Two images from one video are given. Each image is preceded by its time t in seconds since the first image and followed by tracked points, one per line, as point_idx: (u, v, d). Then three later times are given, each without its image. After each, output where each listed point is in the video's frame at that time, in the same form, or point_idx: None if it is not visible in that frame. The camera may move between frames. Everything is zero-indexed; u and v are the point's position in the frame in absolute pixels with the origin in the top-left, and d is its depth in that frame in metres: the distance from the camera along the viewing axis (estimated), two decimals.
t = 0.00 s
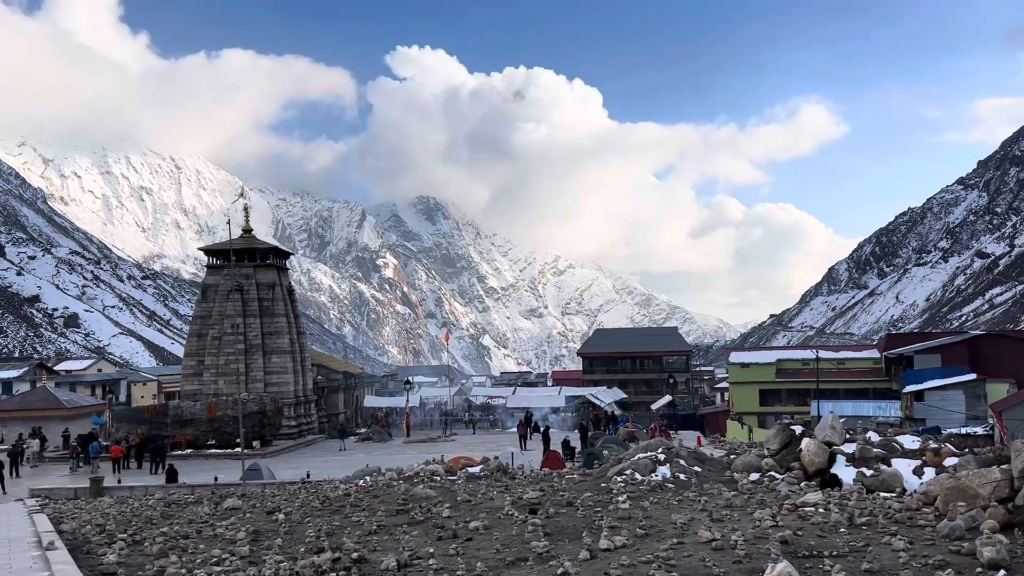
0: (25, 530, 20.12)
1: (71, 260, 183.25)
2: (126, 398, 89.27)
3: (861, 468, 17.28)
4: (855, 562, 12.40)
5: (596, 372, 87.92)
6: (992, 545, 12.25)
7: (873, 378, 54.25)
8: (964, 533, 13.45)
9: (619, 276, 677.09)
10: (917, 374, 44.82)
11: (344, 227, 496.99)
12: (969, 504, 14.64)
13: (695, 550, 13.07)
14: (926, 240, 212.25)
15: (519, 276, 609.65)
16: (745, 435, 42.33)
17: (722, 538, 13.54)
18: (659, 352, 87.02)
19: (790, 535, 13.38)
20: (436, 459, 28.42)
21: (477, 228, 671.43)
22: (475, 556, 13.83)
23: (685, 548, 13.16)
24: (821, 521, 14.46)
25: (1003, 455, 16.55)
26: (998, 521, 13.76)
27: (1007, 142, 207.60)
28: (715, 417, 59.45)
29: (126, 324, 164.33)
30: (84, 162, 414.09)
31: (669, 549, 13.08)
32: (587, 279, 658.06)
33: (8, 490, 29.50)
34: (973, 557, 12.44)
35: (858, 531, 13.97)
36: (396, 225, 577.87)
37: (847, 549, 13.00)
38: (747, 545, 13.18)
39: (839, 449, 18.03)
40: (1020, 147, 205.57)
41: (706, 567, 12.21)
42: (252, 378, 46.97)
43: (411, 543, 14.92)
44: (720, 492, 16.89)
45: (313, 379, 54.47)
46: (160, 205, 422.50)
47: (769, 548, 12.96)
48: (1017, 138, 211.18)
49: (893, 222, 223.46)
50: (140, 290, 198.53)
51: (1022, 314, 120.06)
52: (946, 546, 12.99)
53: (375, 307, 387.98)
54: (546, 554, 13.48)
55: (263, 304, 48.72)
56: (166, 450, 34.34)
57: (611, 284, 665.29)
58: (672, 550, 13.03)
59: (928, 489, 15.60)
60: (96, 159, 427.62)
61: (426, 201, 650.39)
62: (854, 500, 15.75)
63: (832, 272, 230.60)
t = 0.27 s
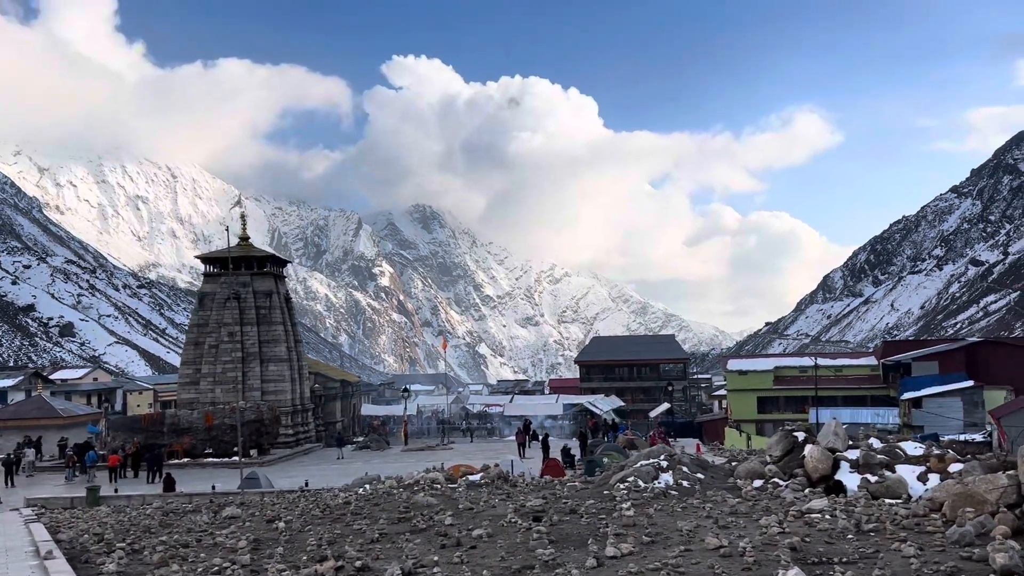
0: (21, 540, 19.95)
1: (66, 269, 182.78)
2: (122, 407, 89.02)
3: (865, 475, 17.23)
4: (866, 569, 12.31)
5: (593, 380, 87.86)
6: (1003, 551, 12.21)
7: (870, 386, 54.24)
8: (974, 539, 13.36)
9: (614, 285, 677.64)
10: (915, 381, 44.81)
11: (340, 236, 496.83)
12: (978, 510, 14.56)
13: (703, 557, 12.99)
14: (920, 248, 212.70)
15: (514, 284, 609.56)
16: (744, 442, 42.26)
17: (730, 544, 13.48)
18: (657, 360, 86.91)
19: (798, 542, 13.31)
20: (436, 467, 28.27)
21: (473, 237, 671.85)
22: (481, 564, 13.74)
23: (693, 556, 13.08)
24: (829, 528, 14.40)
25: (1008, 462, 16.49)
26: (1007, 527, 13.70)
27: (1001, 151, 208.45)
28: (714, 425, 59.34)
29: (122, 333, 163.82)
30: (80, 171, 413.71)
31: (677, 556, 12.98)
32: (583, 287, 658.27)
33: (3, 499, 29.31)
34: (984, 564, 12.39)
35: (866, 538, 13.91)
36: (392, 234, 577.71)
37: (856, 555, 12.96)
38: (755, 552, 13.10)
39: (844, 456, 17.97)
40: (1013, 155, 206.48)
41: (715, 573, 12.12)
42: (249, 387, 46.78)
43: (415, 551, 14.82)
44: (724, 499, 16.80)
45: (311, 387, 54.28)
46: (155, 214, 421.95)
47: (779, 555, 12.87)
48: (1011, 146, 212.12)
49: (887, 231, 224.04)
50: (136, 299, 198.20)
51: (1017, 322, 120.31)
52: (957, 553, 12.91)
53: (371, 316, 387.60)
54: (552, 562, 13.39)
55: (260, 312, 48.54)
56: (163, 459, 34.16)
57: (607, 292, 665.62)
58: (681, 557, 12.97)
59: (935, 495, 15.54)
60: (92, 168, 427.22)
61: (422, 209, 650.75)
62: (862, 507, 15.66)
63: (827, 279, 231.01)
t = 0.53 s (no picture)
0: (16, 554, 19.71)
1: (59, 279, 182.20)
2: (116, 418, 88.47)
3: (869, 484, 17.16)
4: None
5: (589, 390, 87.71)
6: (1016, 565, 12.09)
7: (867, 395, 54.24)
8: (984, 551, 13.27)
9: (609, 294, 678.23)
10: (912, 390, 44.81)
11: (335, 246, 496.25)
12: (987, 520, 14.47)
13: (710, 570, 12.87)
14: (914, 257, 213.34)
15: (509, 294, 609.60)
16: (742, 453, 42.23)
17: (738, 557, 13.36)
18: (653, 369, 86.83)
19: (807, 554, 13.21)
20: (434, 478, 28.08)
21: (468, 246, 672.03)
22: None
23: (702, 569, 12.94)
24: (837, 539, 14.27)
25: (1014, 472, 16.43)
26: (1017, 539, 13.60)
27: (993, 160, 209.44)
28: (711, 434, 59.22)
29: (116, 344, 163.20)
30: (74, 181, 412.63)
31: (685, 570, 12.88)
32: (578, 296, 658.53)
33: None
34: None
35: (875, 549, 13.82)
36: (386, 244, 577.49)
37: (866, 568, 12.85)
38: (764, 565, 13.00)
39: (847, 466, 17.89)
40: (1006, 164, 207.48)
41: None
42: (244, 398, 46.54)
43: (418, 565, 14.65)
44: (729, 511, 16.68)
45: (306, 398, 54.05)
46: (150, 224, 421.02)
47: (789, 568, 12.75)
48: (1003, 155, 213.20)
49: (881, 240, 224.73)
50: (130, 309, 197.49)
51: (1011, 331, 120.57)
52: (969, 565, 12.82)
53: (366, 326, 386.79)
54: None
55: (255, 322, 48.38)
56: (158, 470, 33.90)
57: (601, 301, 666.03)
58: (688, 570, 12.84)
59: (942, 506, 15.47)
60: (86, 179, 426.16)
61: (417, 219, 650.88)
62: (868, 517, 15.58)
63: (822, 288, 231.47)
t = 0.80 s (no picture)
0: (8, 567, 19.47)
1: (52, 289, 181.42)
2: (108, 429, 87.89)
3: (871, 493, 17.11)
4: None
5: (584, 399, 87.57)
6: None
7: (863, 403, 54.19)
8: (992, 561, 13.19)
9: (603, 303, 679.00)
10: (909, 398, 44.77)
11: (328, 255, 495.64)
12: (993, 529, 14.38)
13: None
14: (907, 266, 213.93)
15: (503, 303, 609.48)
16: (739, 461, 41.95)
17: (744, 567, 13.25)
18: (648, 379, 86.69)
19: (814, 565, 13.10)
20: (430, 488, 27.86)
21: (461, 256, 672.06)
22: None
23: None
24: (842, 548, 14.20)
25: (1017, 481, 16.37)
26: None
27: (985, 169, 210.56)
28: (706, 443, 59.08)
29: (108, 355, 162.36)
30: (67, 191, 411.24)
31: None
32: (571, 305, 658.97)
33: None
34: None
35: (882, 559, 13.71)
36: (380, 253, 576.88)
37: None
38: None
39: (849, 475, 17.82)
40: (997, 173, 208.59)
41: None
42: (238, 409, 46.31)
43: None
44: (731, 520, 16.57)
45: (300, 408, 53.79)
46: (143, 234, 419.81)
47: None
48: (994, 164, 214.40)
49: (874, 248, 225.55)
50: (122, 319, 196.69)
51: (1004, 339, 120.91)
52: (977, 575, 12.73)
53: (359, 335, 385.93)
54: None
55: (249, 332, 48.14)
56: (152, 481, 33.59)
57: (595, 310, 666.59)
58: None
59: (945, 515, 15.36)
60: (78, 188, 424.72)
61: (411, 228, 650.84)
62: (872, 526, 15.49)
63: (815, 297, 231.99)
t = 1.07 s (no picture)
0: None
1: (42, 298, 180.49)
2: (98, 439, 87.25)
3: (871, 500, 17.03)
4: None
5: (577, 407, 87.43)
6: None
7: (857, 410, 54.20)
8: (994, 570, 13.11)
9: (594, 311, 679.83)
10: (901, 405, 44.86)
11: (320, 264, 494.69)
12: (997, 535, 14.30)
13: None
14: (897, 273, 214.89)
15: (495, 311, 609.47)
16: (732, 468, 41.87)
17: None
18: (641, 387, 86.62)
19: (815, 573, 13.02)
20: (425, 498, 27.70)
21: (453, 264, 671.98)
22: None
23: None
24: (845, 556, 14.09)
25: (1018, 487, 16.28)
26: None
27: (974, 177, 211.88)
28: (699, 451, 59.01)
29: (98, 364, 161.47)
30: (57, 200, 409.31)
31: None
32: (563, 313, 659.45)
33: None
34: None
35: (884, 567, 13.64)
36: (372, 262, 576.24)
37: None
38: None
39: (847, 482, 17.74)
40: (986, 181, 209.94)
41: None
42: (230, 417, 46.03)
43: None
44: (730, 528, 16.46)
45: (292, 417, 53.52)
46: (133, 243, 418.41)
47: None
48: (983, 172, 215.82)
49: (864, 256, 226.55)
50: (112, 329, 195.67)
51: (994, 346, 121.50)
52: None
53: (351, 344, 384.96)
54: None
55: (241, 341, 47.88)
56: (142, 491, 33.29)
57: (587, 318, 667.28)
58: None
59: (947, 521, 15.30)
60: (69, 197, 422.83)
61: (402, 237, 650.53)
62: (874, 533, 15.39)
63: (806, 304, 232.78)
